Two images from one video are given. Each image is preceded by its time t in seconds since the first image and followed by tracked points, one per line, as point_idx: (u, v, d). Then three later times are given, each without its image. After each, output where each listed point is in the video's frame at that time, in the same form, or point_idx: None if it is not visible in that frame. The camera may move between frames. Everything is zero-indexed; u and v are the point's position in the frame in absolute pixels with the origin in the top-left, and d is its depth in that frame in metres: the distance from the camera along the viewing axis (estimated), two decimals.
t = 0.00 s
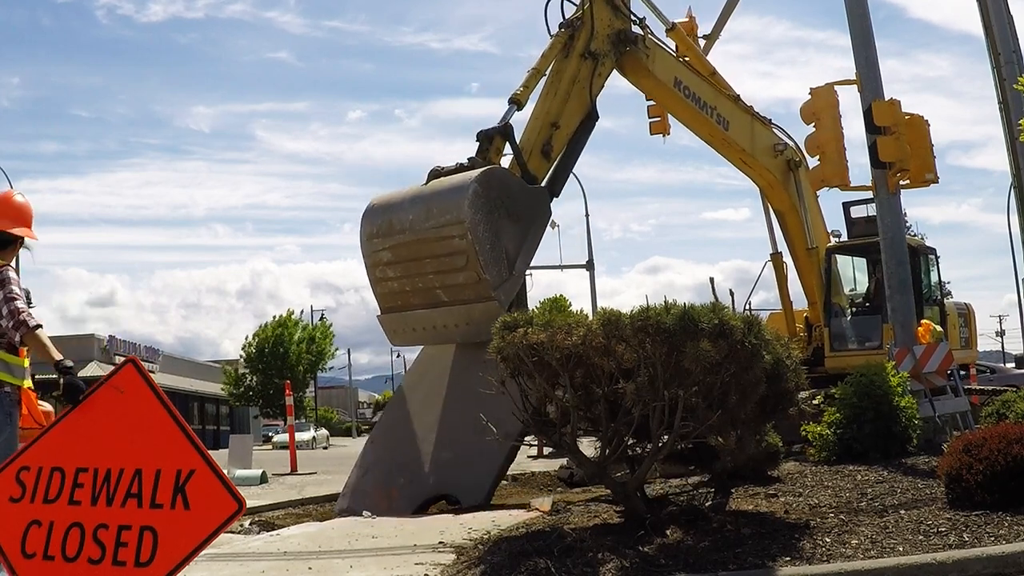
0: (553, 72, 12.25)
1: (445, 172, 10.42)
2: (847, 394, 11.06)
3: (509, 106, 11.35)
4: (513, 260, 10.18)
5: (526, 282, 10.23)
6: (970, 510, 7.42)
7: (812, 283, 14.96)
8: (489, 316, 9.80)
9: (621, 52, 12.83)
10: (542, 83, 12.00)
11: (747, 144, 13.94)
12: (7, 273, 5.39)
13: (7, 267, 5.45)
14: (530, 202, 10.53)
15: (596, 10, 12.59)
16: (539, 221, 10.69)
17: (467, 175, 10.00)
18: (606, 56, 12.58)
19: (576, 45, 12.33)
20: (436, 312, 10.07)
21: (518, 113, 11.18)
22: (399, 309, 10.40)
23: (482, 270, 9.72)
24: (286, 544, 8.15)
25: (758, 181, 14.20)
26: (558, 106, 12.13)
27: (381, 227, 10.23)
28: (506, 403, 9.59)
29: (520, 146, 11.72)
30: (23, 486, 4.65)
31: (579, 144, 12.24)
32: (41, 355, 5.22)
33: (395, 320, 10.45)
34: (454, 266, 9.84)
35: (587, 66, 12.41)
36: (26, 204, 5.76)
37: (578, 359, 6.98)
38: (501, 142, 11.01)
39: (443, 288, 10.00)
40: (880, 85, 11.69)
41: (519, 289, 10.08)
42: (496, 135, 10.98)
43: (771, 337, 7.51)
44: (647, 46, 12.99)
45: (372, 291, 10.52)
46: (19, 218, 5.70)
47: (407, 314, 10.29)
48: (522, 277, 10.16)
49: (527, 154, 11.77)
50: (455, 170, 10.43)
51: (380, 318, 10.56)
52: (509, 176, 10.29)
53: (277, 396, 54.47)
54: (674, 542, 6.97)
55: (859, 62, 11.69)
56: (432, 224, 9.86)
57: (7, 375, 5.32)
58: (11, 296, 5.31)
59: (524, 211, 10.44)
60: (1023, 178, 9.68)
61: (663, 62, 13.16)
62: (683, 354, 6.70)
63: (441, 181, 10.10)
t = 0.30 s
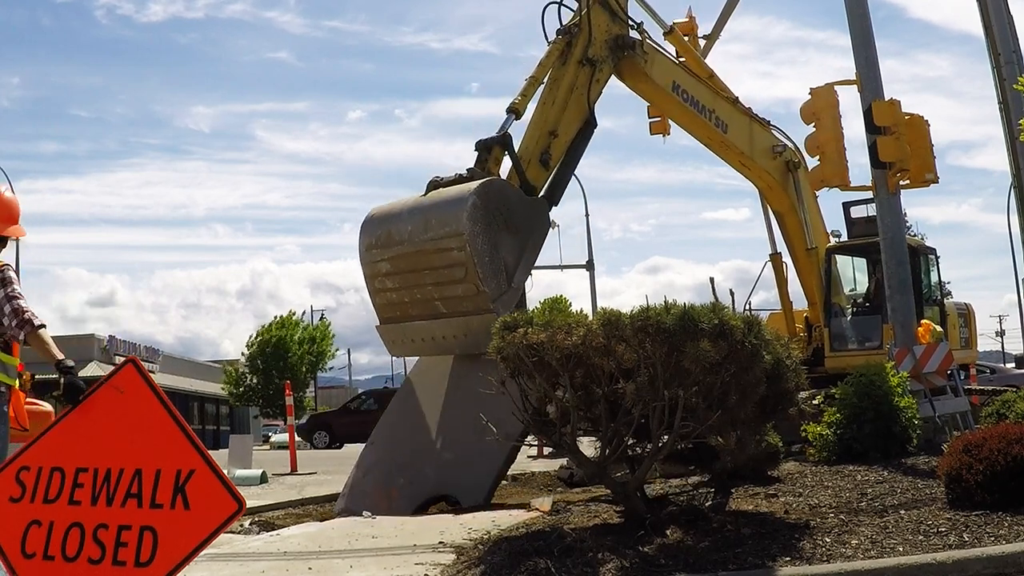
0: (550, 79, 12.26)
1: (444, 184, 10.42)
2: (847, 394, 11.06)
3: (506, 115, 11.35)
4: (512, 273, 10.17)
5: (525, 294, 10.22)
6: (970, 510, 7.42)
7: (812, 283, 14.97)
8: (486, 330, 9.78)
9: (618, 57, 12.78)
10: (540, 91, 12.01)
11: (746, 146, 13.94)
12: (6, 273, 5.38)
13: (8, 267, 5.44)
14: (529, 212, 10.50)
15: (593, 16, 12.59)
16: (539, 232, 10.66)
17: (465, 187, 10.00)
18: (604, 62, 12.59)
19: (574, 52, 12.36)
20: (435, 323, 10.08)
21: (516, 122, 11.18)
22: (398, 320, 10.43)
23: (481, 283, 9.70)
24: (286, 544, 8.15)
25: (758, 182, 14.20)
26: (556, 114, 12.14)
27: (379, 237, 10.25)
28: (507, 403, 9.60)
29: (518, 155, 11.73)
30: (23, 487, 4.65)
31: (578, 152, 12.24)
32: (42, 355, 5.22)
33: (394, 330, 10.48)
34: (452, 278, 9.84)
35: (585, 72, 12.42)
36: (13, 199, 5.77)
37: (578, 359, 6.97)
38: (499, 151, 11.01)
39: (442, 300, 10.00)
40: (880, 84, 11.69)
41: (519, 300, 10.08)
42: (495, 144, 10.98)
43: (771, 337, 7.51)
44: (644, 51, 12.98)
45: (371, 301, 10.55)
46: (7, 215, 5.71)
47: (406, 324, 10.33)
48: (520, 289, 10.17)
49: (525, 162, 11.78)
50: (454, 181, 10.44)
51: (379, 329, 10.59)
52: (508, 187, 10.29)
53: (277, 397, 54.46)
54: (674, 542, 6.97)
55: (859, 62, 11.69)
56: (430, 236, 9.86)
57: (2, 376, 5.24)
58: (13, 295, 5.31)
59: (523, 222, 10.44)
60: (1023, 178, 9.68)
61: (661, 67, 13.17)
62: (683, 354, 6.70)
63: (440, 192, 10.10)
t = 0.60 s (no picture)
0: (549, 84, 12.26)
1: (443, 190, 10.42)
2: (847, 394, 11.07)
3: (505, 120, 11.35)
4: (510, 280, 10.19)
5: (524, 300, 10.24)
6: (970, 510, 7.42)
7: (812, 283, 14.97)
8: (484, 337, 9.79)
9: (617, 61, 12.78)
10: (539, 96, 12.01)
11: (746, 148, 13.94)
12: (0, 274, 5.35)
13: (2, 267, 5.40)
14: (527, 218, 10.52)
15: (592, 19, 12.59)
16: (537, 237, 10.67)
17: (463, 194, 9.97)
18: (602, 66, 12.59)
19: (572, 56, 12.36)
20: (433, 330, 10.07)
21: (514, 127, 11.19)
22: (397, 326, 10.41)
23: (479, 290, 9.69)
24: (286, 544, 8.15)
25: (757, 183, 14.20)
26: (555, 119, 12.15)
27: (378, 244, 10.23)
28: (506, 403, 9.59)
29: (517, 160, 11.74)
30: (23, 486, 4.65)
31: (576, 157, 12.25)
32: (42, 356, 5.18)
33: (392, 337, 10.47)
34: (450, 285, 9.81)
35: (584, 76, 12.42)
36: None
37: (578, 359, 6.97)
38: (497, 157, 11.01)
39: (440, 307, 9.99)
40: (880, 84, 11.69)
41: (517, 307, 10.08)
42: (494, 150, 10.98)
43: (771, 337, 7.50)
44: (643, 54, 12.97)
45: (371, 307, 10.55)
46: None
47: (405, 330, 10.31)
48: (518, 296, 10.17)
49: (524, 167, 11.78)
50: (453, 187, 10.45)
51: (378, 335, 10.58)
52: (506, 194, 10.30)
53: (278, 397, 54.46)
54: (674, 542, 6.97)
55: (859, 62, 11.69)
56: (428, 243, 9.84)
57: None
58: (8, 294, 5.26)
59: (520, 230, 10.47)
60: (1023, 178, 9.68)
61: (659, 70, 13.17)
62: (683, 354, 6.70)
63: (438, 199, 10.09)
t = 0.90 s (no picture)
0: (549, 84, 12.27)
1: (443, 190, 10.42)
2: (847, 394, 11.07)
3: (505, 120, 11.36)
4: (510, 280, 10.20)
5: (524, 300, 10.24)
6: (970, 510, 7.42)
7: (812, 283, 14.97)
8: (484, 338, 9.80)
9: (617, 61, 12.76)
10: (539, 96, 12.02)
11: (746, 147, 13.94)
12: None
13: None
14: (527, 219, 10.52)
15: (592, 19, 12.60)
16: (537, 238, 10.68)
17: (462, 194, 9.97)
18: (603, 66, 12.59)
19: (572, 56, 12.37)
20: (433, 329, 10.07)
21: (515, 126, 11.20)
22: (397, 326, 10.41)
23: (479, 290, 9.70)
24: (286, 544, 8.16)
25: (757, 183, 14.19)
26: (555, 119, 12.15)
27: (378, 244, 10.23)
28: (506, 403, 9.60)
29: (517, 160, 11.74)
30: (22, 487, 4.65)
31: (575, 157, 12.25)
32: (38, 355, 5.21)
33: (392, 336, 10.47)
34: (450, 285, 9.82)
35: (584, 76, 12.43)
36: None
37: (578, 359, 6.98)
38: (497, 157, 11.01)
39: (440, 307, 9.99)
40: (880, 85, 11.69)
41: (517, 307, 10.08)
42: (494, 150, 10.98)
43: (771, 337, 7.50)
44: (644, 54, 12.97)
45: (370, 307, 10.54)
46: None
47: (404, 330, 10.31)
48: (518, 296, 10.17)
49: (524, 167, 11.79)
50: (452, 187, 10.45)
51: (378, 335, 10.58)
52: (506, 194, 10.31)
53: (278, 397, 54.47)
54: (673, 542, 6.98)
55: (859, 62, 11.69)
56: (428, 243, 9.84)
57: None
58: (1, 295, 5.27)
59: (520, 229, 10.47)
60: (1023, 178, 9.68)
61: (659, 70, 13.17)
62: (683, 354, 6.70)
63: (438, 199, 10.09)
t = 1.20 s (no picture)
0: (549, 84, 12.27)
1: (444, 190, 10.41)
2: (847, 394, 11.07)
3: (506, 120, 11.35)
4: (510, 280, 10.21)
5: (524, 301, 10.25)
6: (970, 510, 7.42)
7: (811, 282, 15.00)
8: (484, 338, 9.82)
9: (617, 61, 12.78)
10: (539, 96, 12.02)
11: (746, 147, 13.94)
12: None
13: None
14: (527, 219, 10.51)
15: (592, 19, 12.60)
16: (537, 238, 10.69)
17: (463, 194, 9.97)
18: (603, 66, 12.58)
19: (572, 56, 12.36)
20: (433, 329, 10.08)
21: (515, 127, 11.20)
22: (397, 326, 10.41)
23: (479, 291, 9.71)
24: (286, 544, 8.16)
25: (757, 182, 14.19)
26: (555, 119, 12.14)
27: (378, 244, 10.22)
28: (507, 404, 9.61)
29: (517, 160, 11.74)
30: (23, 487, 4.67)
31: (574, 158, 12.26)
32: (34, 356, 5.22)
33: (392, 337, 10.47)
34: (451, 286, 9.82)
35: (583, 76, 12.42)
36: None
37: (578, 359, 6.97)
38: (498, 157, 11.01)
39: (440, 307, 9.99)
40: (880, 85, 11.69)
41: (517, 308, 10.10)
42: (494, 151, 10.97)
43: (771, 337, 7.50)
44: (643, 54, 12.97)
45: (370, 306, 10.54)
46: None
47: (405, 330, 10.31)
48: (518, 296, 10.18)
49: (524, 167, 11.78)
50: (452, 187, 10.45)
51: (378, 335, 10.58)
52: (507, 193, 10.30)
53: (278, 397, 54.47)
54: (674, 542, 6.98)
55: (859, 62, 11.69)
56: (429, 244, 9.83)
57: None
58: None
59: (520, 228, 10.47)
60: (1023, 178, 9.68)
61: (660, 70, 13.17)
62: (683, 355, 6.70)
63: (438, 199, 10.08)
